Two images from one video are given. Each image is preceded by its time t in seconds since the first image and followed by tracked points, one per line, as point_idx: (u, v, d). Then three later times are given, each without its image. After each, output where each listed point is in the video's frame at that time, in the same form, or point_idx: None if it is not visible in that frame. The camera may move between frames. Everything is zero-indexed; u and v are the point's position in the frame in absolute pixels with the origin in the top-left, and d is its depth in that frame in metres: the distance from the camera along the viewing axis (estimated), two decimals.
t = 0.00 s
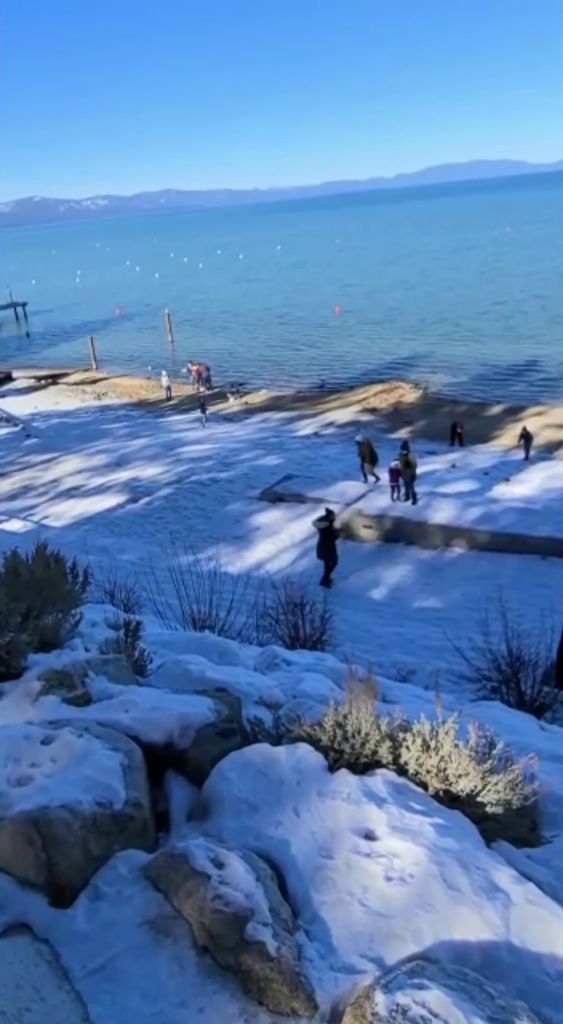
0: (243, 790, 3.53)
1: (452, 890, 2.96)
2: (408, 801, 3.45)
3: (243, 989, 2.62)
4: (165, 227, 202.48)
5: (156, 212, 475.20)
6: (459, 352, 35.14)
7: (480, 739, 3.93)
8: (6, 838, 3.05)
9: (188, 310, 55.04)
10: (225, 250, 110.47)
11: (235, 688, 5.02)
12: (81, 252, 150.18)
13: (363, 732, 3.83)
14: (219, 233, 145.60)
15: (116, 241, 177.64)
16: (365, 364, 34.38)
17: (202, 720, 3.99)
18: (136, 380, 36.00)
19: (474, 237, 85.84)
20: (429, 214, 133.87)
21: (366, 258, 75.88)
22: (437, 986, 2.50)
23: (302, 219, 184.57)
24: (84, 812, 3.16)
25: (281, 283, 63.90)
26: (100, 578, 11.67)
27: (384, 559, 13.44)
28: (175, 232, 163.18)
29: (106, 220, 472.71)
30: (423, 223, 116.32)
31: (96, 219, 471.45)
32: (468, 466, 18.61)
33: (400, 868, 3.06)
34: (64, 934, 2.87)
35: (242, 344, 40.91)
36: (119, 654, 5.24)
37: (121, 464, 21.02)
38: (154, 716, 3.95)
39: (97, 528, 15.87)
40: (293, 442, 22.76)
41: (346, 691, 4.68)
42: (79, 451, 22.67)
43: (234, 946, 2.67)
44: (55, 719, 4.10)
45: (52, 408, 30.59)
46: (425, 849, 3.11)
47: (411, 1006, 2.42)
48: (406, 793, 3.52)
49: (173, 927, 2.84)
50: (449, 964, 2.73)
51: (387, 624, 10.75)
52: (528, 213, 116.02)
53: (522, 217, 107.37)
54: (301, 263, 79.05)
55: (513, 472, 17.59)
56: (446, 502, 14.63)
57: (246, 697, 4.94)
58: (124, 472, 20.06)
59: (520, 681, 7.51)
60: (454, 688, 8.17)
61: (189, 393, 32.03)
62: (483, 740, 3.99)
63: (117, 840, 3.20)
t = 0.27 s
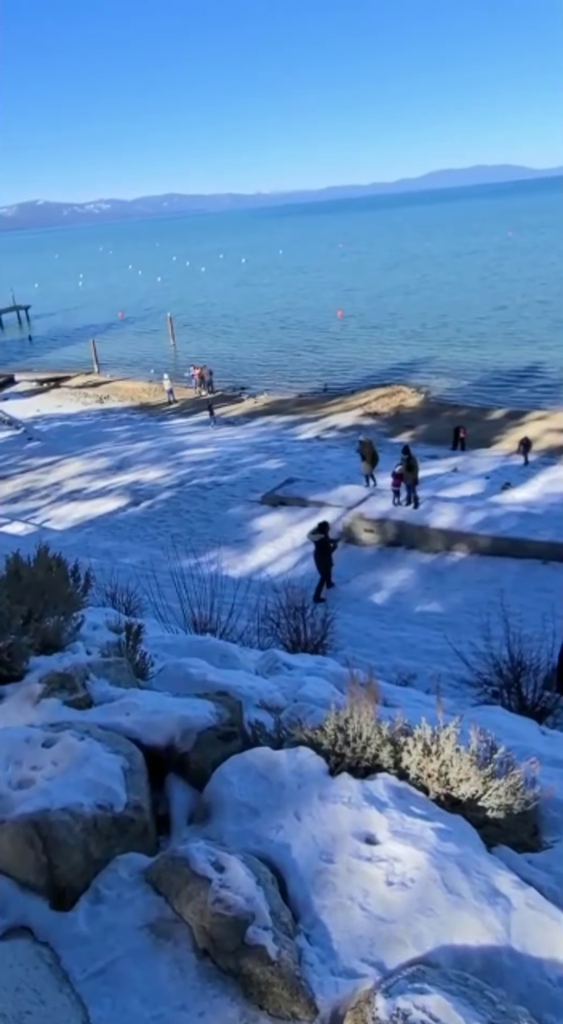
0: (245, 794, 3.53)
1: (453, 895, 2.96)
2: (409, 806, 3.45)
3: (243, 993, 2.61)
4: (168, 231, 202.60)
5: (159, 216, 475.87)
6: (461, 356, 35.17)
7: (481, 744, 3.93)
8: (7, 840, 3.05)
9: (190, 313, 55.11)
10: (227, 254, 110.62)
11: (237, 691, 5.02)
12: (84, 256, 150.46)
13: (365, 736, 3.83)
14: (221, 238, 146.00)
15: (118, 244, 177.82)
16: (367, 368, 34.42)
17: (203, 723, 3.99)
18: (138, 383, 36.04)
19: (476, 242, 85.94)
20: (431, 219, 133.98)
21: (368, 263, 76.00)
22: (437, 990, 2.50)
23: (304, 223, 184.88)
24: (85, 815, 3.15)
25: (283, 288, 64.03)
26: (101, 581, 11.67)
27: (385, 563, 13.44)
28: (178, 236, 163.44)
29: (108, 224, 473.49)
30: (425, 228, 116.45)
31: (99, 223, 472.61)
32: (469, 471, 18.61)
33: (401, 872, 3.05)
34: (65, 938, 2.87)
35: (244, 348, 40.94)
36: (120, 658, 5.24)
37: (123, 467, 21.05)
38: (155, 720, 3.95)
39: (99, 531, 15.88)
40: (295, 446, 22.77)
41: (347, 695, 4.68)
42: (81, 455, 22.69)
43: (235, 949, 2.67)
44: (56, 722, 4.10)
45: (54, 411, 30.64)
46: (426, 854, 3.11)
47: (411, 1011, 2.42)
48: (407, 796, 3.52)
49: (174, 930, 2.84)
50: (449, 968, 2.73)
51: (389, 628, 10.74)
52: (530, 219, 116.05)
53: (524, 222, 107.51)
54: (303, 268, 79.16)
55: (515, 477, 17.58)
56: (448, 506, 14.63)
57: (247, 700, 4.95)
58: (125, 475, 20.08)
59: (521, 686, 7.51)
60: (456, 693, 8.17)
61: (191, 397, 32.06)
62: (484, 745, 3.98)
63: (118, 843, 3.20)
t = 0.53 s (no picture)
0: (245, 795, 3.52)
1: (454, 898, 2.94)
2: (410, 809, 3.44)
3: (244, 996, 2.60)
4: (170, 232, 202.63)
5: (161, 218, 476.20)
6: (462, 359, 35.18)
7: (483, 746, 3.91)
8: (7, 842, 3.04)
9: (192, 315, 55.16)
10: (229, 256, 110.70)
11: (237, 692, 5.01)
12: (87, 257, 150.44)
13: (366, 739, 3.82)
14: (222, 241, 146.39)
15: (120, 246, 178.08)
16: (368, 371, 34.44)
17: (204, 725, 3.99)
18: (140, 385, 36.06)
19: (477, 245, 86.06)
20: (433, 222, 134.00)
21: (369, 266, 76.05)
22: (438, 994, 2.49)
23: (306, 226, 185.22)
24: (85, 817, 3.15)
25: (284, 290, 64.10)
26: (102, 582, 11.69)
27: (386, 565, 13.44)
28: (181, 238, 163.54)
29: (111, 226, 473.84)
30: (426, 231, 116.58)
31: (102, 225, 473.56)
32: (471, 473, 18.62)
33: (402, 876, 3.04)
34: (64, 939, 2.86)
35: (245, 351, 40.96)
36: (121, 659, 5.24)
37: (124, 468, 21.07)
38: (156, 721, 3.95)
39: (100, 532, 15.88)
40: (296, 448, 22.78)
41: (347, 697, 4.68)
42: (83, 456, 22.71)
43: (235, 952, 2.66)
44: (58, 723, 4.10)
45: (55, 412, 30.68)
46: (428, 857, 3.10)
47: (412, 1015, 2.41)
48: (408, 800, 3.51)
49: (174, 932, 2.83)
50: (451, 973, 2.72)
51: (389, 631, 10.74)
52: (532, 221, 116.08)
53: (526, 225, 107.58)
54: (305, 270, 79.21)
55: (516, 480, 17.58)
56: (448, 509, 14.63)
57: (248, 702, 4.93)
58: (127, 476, 20.10)
59: (522, 688, 7.50)
60: (457, 696, 8.16)
61: (193, 398, 32.09)
62: (486, 748, 3.97)
63: (118, 844, 3.20)
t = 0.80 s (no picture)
0: (245, 797, 3.51)
1: (454, 902, 2.93)
2: (410, 812, 3.43)
3: (242, 1000, 2.59)
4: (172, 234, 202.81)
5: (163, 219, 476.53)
6: (463, 362, 35.19)
7: (484, 750, 3.90)
8: (6, 844, 3.04)
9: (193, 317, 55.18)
10: (231, 258, 110.80)
11: (237, 694, 5.00)
12: (88, 259, 150.32)
13: (366, 741, 3.80)
14: (224, 242, 146.49)
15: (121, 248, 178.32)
16: (369, 373, 34.45)
17: (203, 727, 3.98)
18: (141, 386, 36.07)
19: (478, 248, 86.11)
20: (435, 225, 134.10)
21: (370, 268, 76.09)
22: (438, 998, 2.48)
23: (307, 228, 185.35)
24: (84, 819, 3.14)
25: (286, 292, 64.13)
26: (103, 584, 11.68)
27: (386, 568, 13.43)
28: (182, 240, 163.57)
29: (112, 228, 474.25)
30: (428, 234, 116.60)
31: (103, 226, 474.03)
32: (472, 476, 18.61)
33: (402, 879, 3.03)
34: (63, 941, 2.85)
35: (246, 353, 40.94)
36: (121, 660, 5.24)
37: (125, 469, 21.06)
38: (155, 723, 3.94)
39: (101, 534, 15.88)
40: (297, 450, 22.77)
41: (348, 699, 4.67)
42: (83, 457, 22.70)
43: (234, 955, 2.65)
44: (57, 725, 4.09)
45: (56, 414, 30.67)
46: (428, 861, 3.09)
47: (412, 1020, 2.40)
48: (408, 803, 3.50)
49: (173, 935, 2.81)
50: (451, 977, 2.71)
51: (389, 633, 10.73)
52: (533, 225, 116.17)
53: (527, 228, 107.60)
54: (306, 273, 79.27)
55: (517, 483, 17.57)
56: (449, 512, 14.62)
57: (248, 704, 4.93)
58: (127, 478, 20.08)
59: (522, 692, 7.49)
60: (456, 699, 8.15)
61: (194, 400, 32.09)
62: (485, 750, 3.96)
63: (117, 846, 3.19)
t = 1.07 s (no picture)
0: (245, 802, 3.51)
1: (455, 907, 2.93)
2: (411, 816, 3.43)
3: (242, 1005, 2.58)
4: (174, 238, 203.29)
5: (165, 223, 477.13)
6: (465, 367, 35.21)
7: (484, 755, 3.90)
8: (6, 847, 3.03)
9: (195, 321, 55.27)
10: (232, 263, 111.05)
11: (238, 698, 5.00)
12: (90, 263, 150.76)
13: (367, 746, 3.79)
14: (226, 246, 146.83)
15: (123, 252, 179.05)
16: (371, 378, 34.48)
17: (204, 731, 3.99)
18: (143, 390, 36.13)
19: (480, 253, 86.21)
20: (436, 230, 134.44)
21: (372, 273, 76.21)
22: (438, 1003, 2.48)
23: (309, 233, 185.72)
24: (85, 822, 3.14)
25: (287, 297, 64.20)
26: (104, 587, 11.68)
27: (388, 572, 13.43)
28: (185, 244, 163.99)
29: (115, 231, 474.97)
30: (429, 239, 116.79)
31: (106, 231, 475.01)
32: (473, 481, 18.60)
33: (402, 884, 3.03)
34: (63, 944, 2.85)
35: (248, 357, 40.99)
36: (122, 664, 5.24)
37: (126, 473, 21.08)
38: (156, 727, 3.94)
39: (102, 537, 15.88)
40: (299, 454, 22.79)
41: (349, 704, 4.67)
42: (85, 461, 22.72)
43: (234, 959, 2.64)
44: (58, 728, 4.10)
45: (58, 417, 30.70)
46: (429, 866, 3.09)
47: None
48: (409, 808, 3.49)
49: (173, 939, 2.81)
50: (451, 982, 2.70)
51: (390, 638, 10.72)
52: (534, 231, 116.40)
53: (528, 233, 107.69)
54: (307, 277, 79.39)
55: (518, 487, 17.55)
56: (451, 516, 14.62)
57: (249, 708, 4.92)
58: (129, 482, 20.10)
59: (524, 697, 7.48)
60: (457, 703, 8.14)
61: (195, 404, 32.13)
62: (486, 756, 3.96)
63: (117, 850, 3.19)
